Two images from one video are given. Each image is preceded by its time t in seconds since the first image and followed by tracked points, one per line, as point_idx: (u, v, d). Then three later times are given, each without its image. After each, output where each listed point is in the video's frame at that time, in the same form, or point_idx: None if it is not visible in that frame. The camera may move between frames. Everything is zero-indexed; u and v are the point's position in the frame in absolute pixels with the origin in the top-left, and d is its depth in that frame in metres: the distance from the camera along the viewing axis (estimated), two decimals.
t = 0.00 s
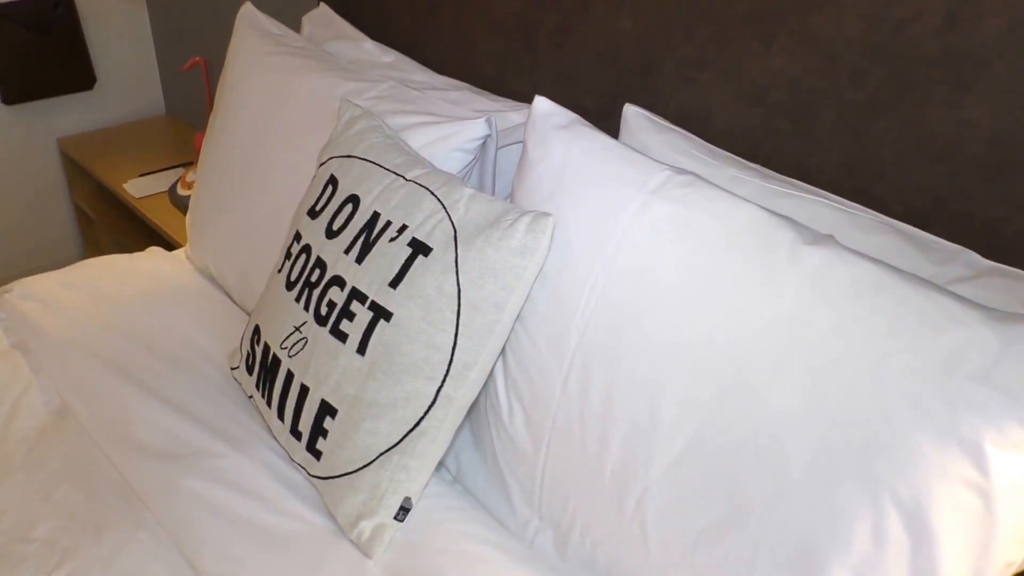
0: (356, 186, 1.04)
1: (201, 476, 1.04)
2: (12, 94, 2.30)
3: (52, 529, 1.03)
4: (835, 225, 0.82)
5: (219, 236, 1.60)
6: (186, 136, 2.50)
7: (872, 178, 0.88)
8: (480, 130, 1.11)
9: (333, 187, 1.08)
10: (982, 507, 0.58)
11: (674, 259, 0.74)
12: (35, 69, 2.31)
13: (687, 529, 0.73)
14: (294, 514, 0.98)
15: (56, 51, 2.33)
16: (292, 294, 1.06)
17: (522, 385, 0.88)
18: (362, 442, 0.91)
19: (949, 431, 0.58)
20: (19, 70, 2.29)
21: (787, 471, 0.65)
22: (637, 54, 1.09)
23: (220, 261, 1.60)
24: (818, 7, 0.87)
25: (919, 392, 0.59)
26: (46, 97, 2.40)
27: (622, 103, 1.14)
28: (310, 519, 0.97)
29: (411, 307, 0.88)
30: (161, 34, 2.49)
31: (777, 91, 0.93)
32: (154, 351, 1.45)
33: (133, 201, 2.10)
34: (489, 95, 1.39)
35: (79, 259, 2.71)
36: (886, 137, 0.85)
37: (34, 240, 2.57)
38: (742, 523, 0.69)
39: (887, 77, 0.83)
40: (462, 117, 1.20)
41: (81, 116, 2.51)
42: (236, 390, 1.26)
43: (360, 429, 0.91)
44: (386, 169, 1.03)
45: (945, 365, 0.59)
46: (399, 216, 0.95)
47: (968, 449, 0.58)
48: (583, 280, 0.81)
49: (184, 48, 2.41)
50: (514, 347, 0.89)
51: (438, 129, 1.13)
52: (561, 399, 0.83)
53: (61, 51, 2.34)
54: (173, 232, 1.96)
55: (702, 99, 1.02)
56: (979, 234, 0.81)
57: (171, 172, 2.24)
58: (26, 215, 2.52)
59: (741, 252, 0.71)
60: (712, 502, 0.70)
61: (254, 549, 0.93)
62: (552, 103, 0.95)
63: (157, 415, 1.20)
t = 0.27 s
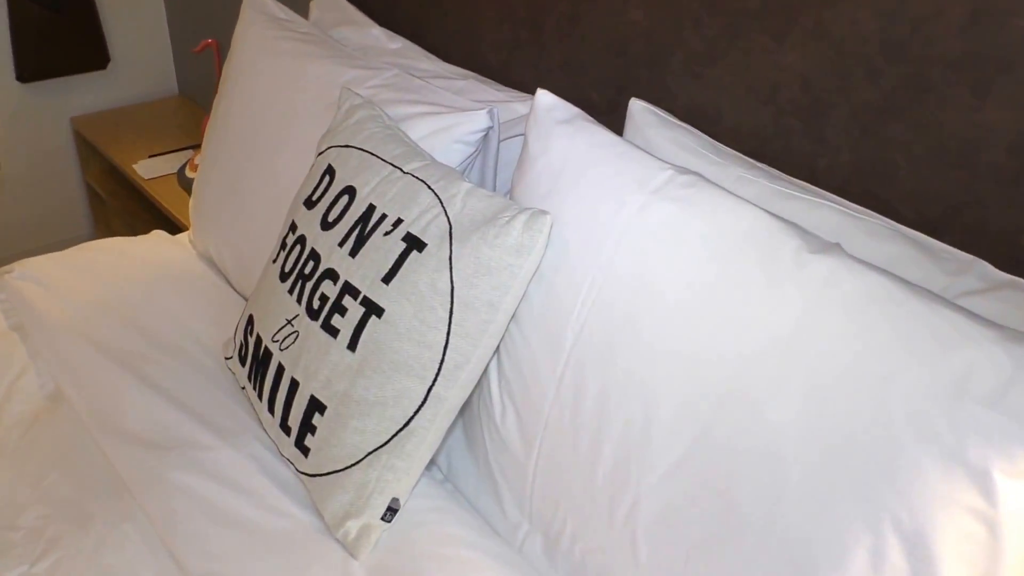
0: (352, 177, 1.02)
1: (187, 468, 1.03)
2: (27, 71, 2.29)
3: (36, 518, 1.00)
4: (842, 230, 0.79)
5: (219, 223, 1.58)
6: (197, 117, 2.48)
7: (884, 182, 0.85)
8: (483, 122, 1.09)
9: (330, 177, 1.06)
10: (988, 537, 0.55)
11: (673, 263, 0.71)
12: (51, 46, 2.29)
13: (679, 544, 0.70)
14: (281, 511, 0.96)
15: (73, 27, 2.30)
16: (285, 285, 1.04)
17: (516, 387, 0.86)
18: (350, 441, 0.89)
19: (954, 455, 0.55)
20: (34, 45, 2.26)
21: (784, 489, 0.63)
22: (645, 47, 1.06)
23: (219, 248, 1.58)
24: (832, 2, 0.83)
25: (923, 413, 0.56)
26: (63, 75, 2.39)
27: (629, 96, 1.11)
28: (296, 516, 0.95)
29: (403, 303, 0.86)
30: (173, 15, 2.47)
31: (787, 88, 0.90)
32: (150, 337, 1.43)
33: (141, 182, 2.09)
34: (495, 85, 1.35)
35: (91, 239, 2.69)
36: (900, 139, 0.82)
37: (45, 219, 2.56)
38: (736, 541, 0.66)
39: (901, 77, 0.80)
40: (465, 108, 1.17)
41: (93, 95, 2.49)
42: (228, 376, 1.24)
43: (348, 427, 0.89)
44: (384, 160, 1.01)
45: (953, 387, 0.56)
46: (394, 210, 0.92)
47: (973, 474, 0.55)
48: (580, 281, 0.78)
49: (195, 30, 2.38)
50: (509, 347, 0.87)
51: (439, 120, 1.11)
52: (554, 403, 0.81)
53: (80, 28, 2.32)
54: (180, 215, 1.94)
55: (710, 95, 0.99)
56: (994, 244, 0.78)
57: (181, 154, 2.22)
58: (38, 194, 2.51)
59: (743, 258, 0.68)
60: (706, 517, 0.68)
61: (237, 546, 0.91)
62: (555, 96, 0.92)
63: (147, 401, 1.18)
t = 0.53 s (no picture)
0: (351, 173, 1.00)
1: (176, 464, 1.00)
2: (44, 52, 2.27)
3: (24, 507, 0.97)
4: (848, 247, 0.76)
5: (220, 213, 1.56)
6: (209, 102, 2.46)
7: (896, 198, 0.82)
8: (487, 119, 1.07)
9: (329, 173, 1.04)
10: None
11: (674, 277, 0.69)
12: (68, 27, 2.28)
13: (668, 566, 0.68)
14: (267, 512, 0.94)
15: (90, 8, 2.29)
16: (280, 282, 1.02)
17: (509, 395, 0.84)
18: (337, 444, 0.87)
19: (954, 492, 0.53)
20: (51, 25, 2.25)
21: (778, 517, 0.60)
22: (656, 49, 1.04)
23: (219, 239, 1.56)
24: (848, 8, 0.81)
25: (923, 447, 0.54)
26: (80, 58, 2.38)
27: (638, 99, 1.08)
28: (282, 518, 0.93)
29: (396, 306, 0.84)
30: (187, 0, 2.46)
31: (799, 96, 0.88)
32: (145, 326, 1.41)
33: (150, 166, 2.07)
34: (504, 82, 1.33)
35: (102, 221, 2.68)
36: (914, 153, 0.79)
37: (57, 202, 2.55)
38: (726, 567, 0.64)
39: (917, 89, 0.77)
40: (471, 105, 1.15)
41: (107, 75, 2.47)
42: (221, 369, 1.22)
43: (335, 431, 0.87)
44: (384, 157, 0.99)
45: (956, 422, 0.53)
46: (392, 209, 0.90)
47: (975, 514, 0.52)
48: (577, 290, 0.76)
49: (210, 16, 2.37)
50: (504, 354, 0.85)
51: (443, 117, 1.09)
52: (546, 414, 0.78)
53: (97, 9, 2.30)
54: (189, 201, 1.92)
55: (720, 100, 0.96)
56: (1007, 268, 0.75)
57: (193, 139, 2.21)
58: (50, 177, 2.51)
59: (746, 273, 0.65)
60: (697, 540, 0.66)
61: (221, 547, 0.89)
62: (560, 97, 0.89)
63: (138, 392, 1.15)
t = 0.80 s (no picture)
0: (361, 175, 0.98)
1: (172, 460, 0.99)
2: (84, 40, 2.30)
3: (24, 494, 0.97)
4: (864, 273, 0.73)
5: (238, 208, 1.55)
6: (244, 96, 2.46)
7: (917, 223, 0.79)
8: (503, 125, 1.05)
9: (340, 174, 1.02)
10: None
11: (679, 299, 0.66)
12: (109, 17, 2.30)
13: None
14: (260, 516, 0.93)
15: None
16: (286, 282, 1.01)
17: (507, 409, 0.82)
18: (332, 450, 0.86)
19: (952, 545, 0.50)
20: (91, 14, 2.27)
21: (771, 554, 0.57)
22: (679, 59, 1.01)
23: (235, 234, 1.56)
24: (876, 23, 0.78)
25: (925, 493, 0.51)
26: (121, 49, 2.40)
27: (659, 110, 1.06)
28: (274, 522, 0.92)
29: (396, 312, 0.82)
30: None
31: (822, 113, 0.85)
32: (157, 318, 1.41)
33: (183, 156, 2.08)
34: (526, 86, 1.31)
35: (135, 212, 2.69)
36: (938, 178, 0.76)
37: (93, 190, 2.58)
38: None
39: (945, 110, 0.74)
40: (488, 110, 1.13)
41: (147, 68, 2.49)
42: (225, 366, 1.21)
43: (330, 437, 0.86)
44: (395, 160, 0.97)
45: (962, 469, 0.50)
46: (399, 214, 0.89)
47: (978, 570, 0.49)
48: (580, 305, 0.74)
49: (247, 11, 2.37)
50: (505, 366, 0.83)
51: (459, 122, 1.08)
52: (542, 431, 0.76)
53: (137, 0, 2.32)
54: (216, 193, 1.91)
55: (742, 114, 0.94)
56: None
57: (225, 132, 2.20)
58: (87, 165, 2.53)
59: (753, 298, 0.62)
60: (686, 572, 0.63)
61: (209, 548, 0.88)
62: (576, 105, 0.87)
63: (142, 382, 1.14)
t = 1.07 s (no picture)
0: (384, 180, 0.97)
1: (185, 456, 0.98)
2: (151, 37, 2.34)
3: (39, 480, 0.97)
4: (892, 306, 0.68)
5: (273, 208, 1.55)
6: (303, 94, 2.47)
7: (954, 255, 0.74)
8: (534, 135, 1.03)
9: (366, 178, 1.02)
10: None
11: (689, 324, 0.63)
12: (176, 15, 2.34)
13: None
14: (265, 518, 0.92)
15: None
16: (305, 284, 1.01)
17: (516, 426, 0.80)
18: (337, 456, 0.85)
19: None
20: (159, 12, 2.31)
21: None
22: (718, 73, 0.97)
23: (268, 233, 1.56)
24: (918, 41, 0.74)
25: (928, 547, 0.47)
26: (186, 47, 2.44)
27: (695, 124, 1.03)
28: (278, 525, 0.91)
29: (406, 321, 0.81)
30: None
31: (859, 134, 0.81)
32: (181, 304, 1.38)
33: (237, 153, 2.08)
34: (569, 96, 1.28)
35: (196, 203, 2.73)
36: (977, 207, 0.71)
37: (152, 183, 2.62)
38: None
39: (987, 136, 0.70)
40: (520, 118, 1.11)
41: (212, 67, 2.53)
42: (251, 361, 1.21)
43: (336, 443, 0.85)
44: (419, 166, 0.96)
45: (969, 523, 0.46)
46: (417, 221, 0.87)
47: None
48: (590, 326, 0.71)
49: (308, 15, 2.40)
50: (516, 382, 0.81)
51: (488, 131, 1.06)
52: (546, 451, 0.74)
53: None
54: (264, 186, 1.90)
55: (779, 132, 0.90)
56: None
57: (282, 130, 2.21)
58: (148, 159, 2.58)
59: (762, 329, 0.59)
60: None
61: (212, 548, 0.87)
62: (603, 117, 0.83)
63: (161, 377, 1.14)
